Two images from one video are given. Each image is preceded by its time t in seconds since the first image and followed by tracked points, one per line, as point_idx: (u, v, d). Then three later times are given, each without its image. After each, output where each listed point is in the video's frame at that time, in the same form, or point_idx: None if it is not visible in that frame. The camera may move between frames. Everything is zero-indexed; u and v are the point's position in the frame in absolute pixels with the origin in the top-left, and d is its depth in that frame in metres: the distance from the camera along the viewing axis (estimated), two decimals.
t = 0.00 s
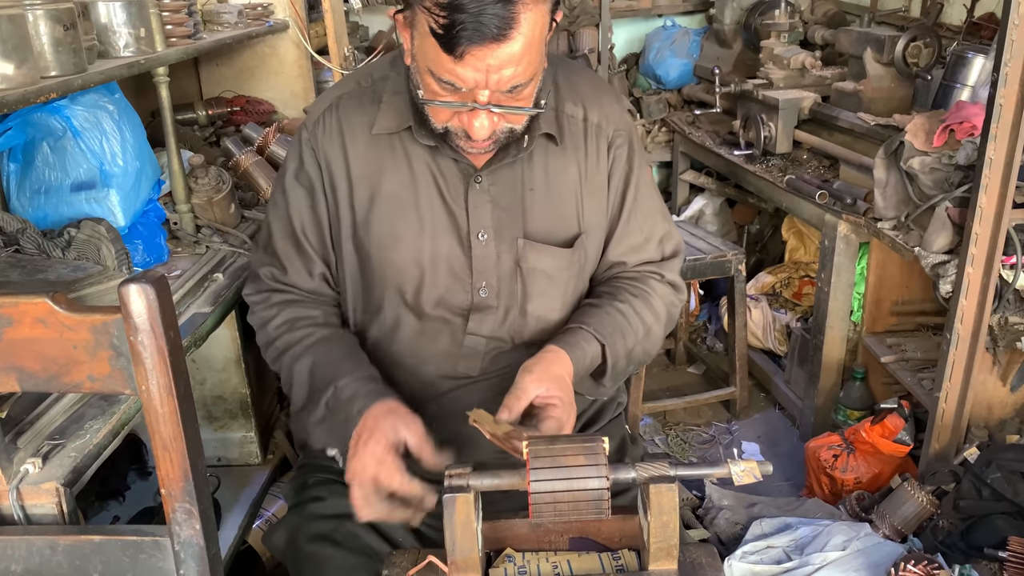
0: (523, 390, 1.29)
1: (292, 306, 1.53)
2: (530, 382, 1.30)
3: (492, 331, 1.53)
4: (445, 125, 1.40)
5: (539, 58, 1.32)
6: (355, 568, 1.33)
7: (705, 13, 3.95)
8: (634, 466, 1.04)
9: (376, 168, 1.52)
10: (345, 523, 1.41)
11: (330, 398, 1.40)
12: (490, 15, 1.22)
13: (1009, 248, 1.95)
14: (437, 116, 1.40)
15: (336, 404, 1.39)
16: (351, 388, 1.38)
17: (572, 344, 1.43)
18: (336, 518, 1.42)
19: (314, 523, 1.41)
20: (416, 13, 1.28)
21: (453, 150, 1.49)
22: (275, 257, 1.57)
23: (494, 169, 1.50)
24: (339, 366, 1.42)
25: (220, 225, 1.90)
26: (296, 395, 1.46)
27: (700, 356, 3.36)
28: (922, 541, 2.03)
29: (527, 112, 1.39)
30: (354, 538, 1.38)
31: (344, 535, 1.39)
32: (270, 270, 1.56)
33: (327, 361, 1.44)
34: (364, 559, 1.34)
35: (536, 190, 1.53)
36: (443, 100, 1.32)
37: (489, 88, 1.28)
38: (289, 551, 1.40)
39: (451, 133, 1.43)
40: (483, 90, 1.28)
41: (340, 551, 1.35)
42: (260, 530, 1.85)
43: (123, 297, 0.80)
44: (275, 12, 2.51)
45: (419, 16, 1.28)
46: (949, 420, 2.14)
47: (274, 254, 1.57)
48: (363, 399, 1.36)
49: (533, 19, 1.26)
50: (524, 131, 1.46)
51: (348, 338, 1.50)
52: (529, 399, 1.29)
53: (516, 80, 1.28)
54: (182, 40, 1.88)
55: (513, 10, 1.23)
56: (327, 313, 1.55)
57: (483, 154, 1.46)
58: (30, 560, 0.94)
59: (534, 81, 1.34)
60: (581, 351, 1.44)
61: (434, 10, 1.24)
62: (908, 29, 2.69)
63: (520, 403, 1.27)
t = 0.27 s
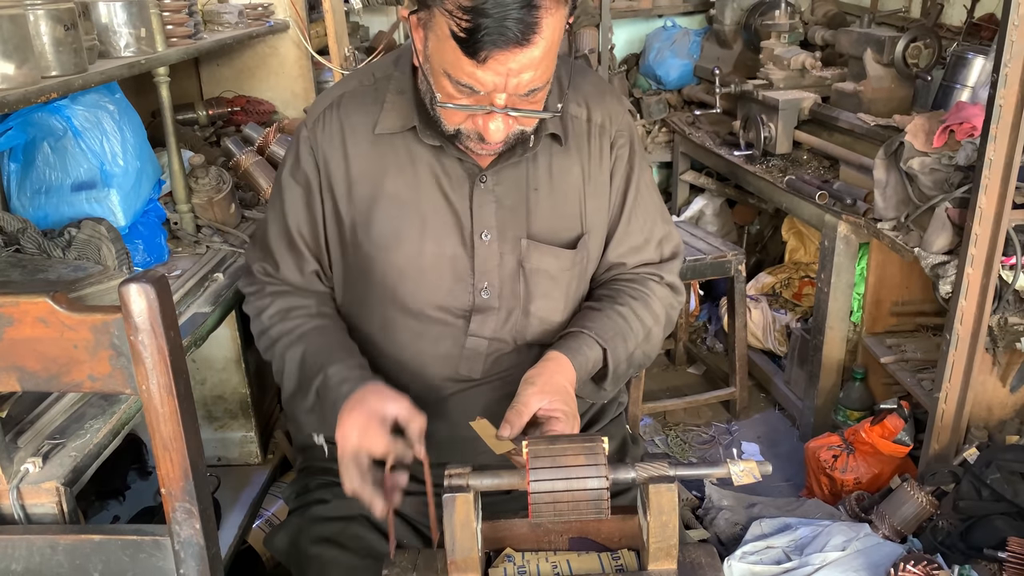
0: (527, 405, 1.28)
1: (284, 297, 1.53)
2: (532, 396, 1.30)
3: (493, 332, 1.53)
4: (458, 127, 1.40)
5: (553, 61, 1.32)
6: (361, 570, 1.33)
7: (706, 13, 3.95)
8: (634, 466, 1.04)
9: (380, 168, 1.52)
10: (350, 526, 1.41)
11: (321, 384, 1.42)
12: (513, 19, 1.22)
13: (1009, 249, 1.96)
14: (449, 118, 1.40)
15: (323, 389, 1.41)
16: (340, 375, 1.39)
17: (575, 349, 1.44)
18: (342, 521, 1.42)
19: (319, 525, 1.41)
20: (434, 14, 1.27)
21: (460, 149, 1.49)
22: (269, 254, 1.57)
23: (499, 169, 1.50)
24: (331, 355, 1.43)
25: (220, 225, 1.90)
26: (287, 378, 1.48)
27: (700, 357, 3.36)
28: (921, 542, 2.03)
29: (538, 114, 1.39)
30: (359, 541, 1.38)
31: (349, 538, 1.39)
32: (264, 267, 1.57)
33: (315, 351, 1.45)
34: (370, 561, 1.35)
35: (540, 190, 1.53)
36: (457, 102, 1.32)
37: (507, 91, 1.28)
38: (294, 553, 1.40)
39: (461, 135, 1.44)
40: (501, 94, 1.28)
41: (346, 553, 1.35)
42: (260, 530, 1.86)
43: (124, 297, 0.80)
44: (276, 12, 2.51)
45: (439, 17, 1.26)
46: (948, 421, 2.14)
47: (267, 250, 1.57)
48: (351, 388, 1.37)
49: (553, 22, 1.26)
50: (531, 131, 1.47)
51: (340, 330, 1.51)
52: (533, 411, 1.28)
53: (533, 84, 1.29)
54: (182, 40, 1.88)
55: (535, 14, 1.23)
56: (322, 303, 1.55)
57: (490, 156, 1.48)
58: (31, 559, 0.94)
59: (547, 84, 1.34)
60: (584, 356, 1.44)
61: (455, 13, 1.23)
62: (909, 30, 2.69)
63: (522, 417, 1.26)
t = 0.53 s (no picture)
0: (519, 385, 1.31)
1: (294, 280, 1.55)
2: (525, 376, 1.32)
3: (489, 325, 1.53)
4: (451, 125, 1.40)
5: (545, 59, 1.32)
6: (354, 566, 1.33)
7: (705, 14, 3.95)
8: (634, 468, 1.05)
9: (373, 164, 1.52)
10: (344, 522, 1.41)
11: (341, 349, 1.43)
12: (501, 17, 1.22)
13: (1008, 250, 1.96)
14: (443, 116, 1.39)
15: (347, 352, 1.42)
16: (363, 339, 1.42)
17: (568, 334, 1.44)
18: (335, 517, 1.42)
19: (312, 522, 1.41)
20: (425, 14, 1.27)
21: (452, 146, 1.48)
22: (270, 247, 1.58)
23: (491, 165, 1.51)
24: (354, 318, 1.47)
25: (220, 226, 1.90)
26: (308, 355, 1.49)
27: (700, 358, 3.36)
28: (921, 543, 2.03)
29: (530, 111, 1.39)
30: (352, 537, 1.38)
31: (342, 534, 1.39)
32: (267, 259, 1.57)
33: (327, 325, 1.47)
34: (362, 557, 1.35)
35: (533, 187, 1.54)
36: (450, 99, 1.33)
37: (497, 88, 1.29)
38: (286, 549, 1.40)
39: (455, 133, 1.42)
40: (491, 90, 1.29)
41: (339, 548, 1.35)
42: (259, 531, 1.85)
43: (124, 299, 0.80)
44: (276, 13, 2.51)
45: (429, 16, 1.27)
46: (948, 422, 2.14)
47: (269, 244, 1.58)
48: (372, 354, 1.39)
49: (542, 20, 1.26)
50: (523, 129, 1.47)
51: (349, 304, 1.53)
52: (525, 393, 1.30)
53: (523, 81, 1.29)
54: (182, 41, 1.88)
55: (523, 11, 1.23)
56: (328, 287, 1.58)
57: (482, 153, 1.47)
58: (30, 561, 0.94)
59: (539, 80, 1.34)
60: (576, 341, 1.44)
61: (446, 11, 1.23)
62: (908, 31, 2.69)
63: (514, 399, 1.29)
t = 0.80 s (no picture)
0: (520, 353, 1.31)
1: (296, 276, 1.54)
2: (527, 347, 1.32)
3: (493, 316, 1.54)
4: (452, 120, 1.40)
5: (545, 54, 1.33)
6: (365, 566, 1.33)
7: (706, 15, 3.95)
8: (634, 469, 1.04)
9: (373, 162, 1.52)
10: (353, 523, 1.40)
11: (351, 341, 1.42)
12: (503, 9, 1.22)
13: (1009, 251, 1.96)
14: (443, 111, 1.39)
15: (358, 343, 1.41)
16: (369, 328, 1.41)
17: (570, 314, 1.45)
18: (344, 517, 1.42)
19: (320, 522, 1.40)
20: (427, 8, 1.28)
21: (452, 142, 1.48)
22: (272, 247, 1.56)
23: (490, 161, 1.51)
24: (358, 308, 1.46)
25: (220, 226, 1.90)
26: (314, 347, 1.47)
27: (700, 358, 3.36)
28: (921, 544, 2.03)
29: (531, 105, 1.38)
30: (362, 537, 1.38)
31: (351, 534, 1.38)
32: (268, 258, 1.56)
33: (336, 314, 1.46)
34: (372, 557, 1.35)
35: (532, 182, 1.54)
36: (452, 93, 1.31)
37: (500, 81, 1.28)
38: (295, 551, 1.39)
39: (456, 129, 1.42)
40: (494, 83, 1.28)
41: (349, 549, 1.35)
42: (260, 531, 1.83)
43: (123, 299, 0.80)
44: (276, 13, 2.51)
45: (431, 10, 1.27)
46: (948, 423, 2.14)
47: (269, 245, 1.57)
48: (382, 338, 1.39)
49: (542, 13, 1.26)
50: (523, 124, 1.47)
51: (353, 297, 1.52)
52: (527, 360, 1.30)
53: (525, 74, 1.28)
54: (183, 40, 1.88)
55: (523, 4, 1.23)
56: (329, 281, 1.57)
57: (481, 148, 1.47)
58: (29, 561, 0.93)
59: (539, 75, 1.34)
60: (578, 322, 1.45)
61: (449, 6, 1.24)
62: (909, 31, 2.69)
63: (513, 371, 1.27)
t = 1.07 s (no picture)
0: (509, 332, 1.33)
1: (283, 290, 1.52)
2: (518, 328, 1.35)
3: (493, 316, 1.53)
4: (446, 119, 1.39)
5: (539, 54, 1.32)
6: (359, 566, 1.32)
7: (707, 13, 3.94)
8: (635, 468, 1.04)
9: (372, 160, 1.51)
10: (349, 522, 1.40)
11: (337, 373, 1.40)
12: (494, 12, 1.22)
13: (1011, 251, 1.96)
14: (438, 110, 1.38)
15: (343, 375, 1.39)
16: (353, 362, 1.38)
17: (571, 303, 1.45)
18: (340, 516, 1.41)
19: (316, 522, 1.40)
20: (421, 9, 1.27)
21: (451, 140, 1.48)
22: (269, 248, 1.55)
23: (490, 159, 1.50)
24: (340, 337, 1.43)
25: (220, 223, 1.90)
26: (302, 370, 1.46)
27: (700, 357, 3.36)
28: (921, 543, 2.03)
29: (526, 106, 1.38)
30: (358, 537, 1.38)
31: (348, 534, 1.38)
32: (263, 261, 1.55)
33: (323, 339, 1.44)
34: (368, 557, 1.34)
35: (532, 179, 1.53)
36: (445, 94, 1.31)
37: (492, 82, 1.28)
38: (291, 550, 1.39)
39: (450, 128, 1.42)
40: (486, 85, 1.28)
41: (344, 549, 1.35)
42: (260, 529, 1.83)
43: (123, 296, 0.79)
44: (276, 9, 2.50)
45: (424, 11, 1.27)
46: (949, 423, 2.14)
47: (265, 246, 1.55)
48: (371, 367, 1.36)
49: (535, 15, 1.25)
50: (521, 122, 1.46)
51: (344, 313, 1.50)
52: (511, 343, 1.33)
53: (517, 75, 1.28)
54: (182, 37, 1.87)
55: (514, 6, 1.23)
56: (319, 290, 1.56)
57: (480, 146, 1.47)
58: (28, 559, 0.93)
59: (534, 75, 1.34)
60: (580, 311, 1.45)
61: (442, 7, 1.23)
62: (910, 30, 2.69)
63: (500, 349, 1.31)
